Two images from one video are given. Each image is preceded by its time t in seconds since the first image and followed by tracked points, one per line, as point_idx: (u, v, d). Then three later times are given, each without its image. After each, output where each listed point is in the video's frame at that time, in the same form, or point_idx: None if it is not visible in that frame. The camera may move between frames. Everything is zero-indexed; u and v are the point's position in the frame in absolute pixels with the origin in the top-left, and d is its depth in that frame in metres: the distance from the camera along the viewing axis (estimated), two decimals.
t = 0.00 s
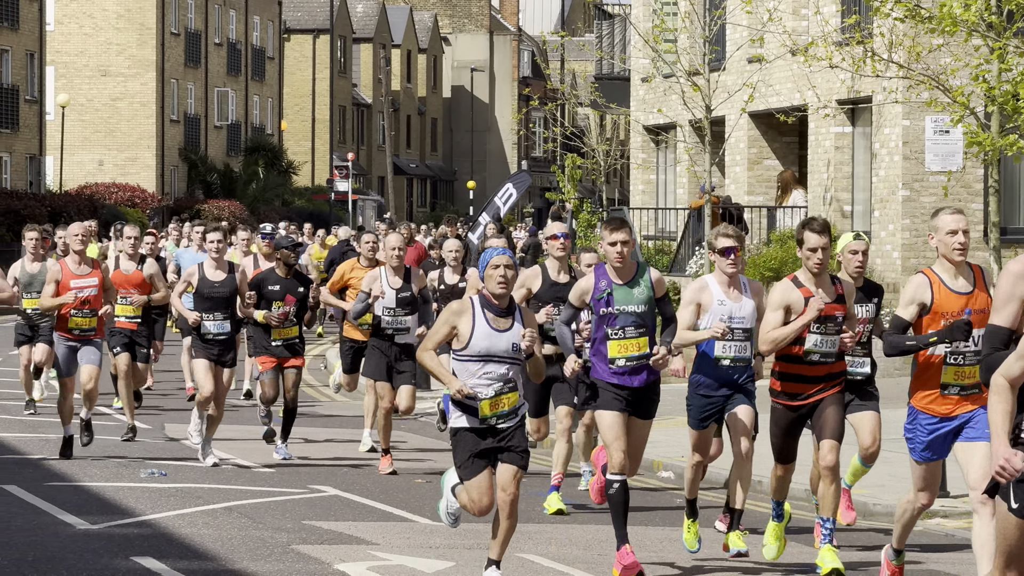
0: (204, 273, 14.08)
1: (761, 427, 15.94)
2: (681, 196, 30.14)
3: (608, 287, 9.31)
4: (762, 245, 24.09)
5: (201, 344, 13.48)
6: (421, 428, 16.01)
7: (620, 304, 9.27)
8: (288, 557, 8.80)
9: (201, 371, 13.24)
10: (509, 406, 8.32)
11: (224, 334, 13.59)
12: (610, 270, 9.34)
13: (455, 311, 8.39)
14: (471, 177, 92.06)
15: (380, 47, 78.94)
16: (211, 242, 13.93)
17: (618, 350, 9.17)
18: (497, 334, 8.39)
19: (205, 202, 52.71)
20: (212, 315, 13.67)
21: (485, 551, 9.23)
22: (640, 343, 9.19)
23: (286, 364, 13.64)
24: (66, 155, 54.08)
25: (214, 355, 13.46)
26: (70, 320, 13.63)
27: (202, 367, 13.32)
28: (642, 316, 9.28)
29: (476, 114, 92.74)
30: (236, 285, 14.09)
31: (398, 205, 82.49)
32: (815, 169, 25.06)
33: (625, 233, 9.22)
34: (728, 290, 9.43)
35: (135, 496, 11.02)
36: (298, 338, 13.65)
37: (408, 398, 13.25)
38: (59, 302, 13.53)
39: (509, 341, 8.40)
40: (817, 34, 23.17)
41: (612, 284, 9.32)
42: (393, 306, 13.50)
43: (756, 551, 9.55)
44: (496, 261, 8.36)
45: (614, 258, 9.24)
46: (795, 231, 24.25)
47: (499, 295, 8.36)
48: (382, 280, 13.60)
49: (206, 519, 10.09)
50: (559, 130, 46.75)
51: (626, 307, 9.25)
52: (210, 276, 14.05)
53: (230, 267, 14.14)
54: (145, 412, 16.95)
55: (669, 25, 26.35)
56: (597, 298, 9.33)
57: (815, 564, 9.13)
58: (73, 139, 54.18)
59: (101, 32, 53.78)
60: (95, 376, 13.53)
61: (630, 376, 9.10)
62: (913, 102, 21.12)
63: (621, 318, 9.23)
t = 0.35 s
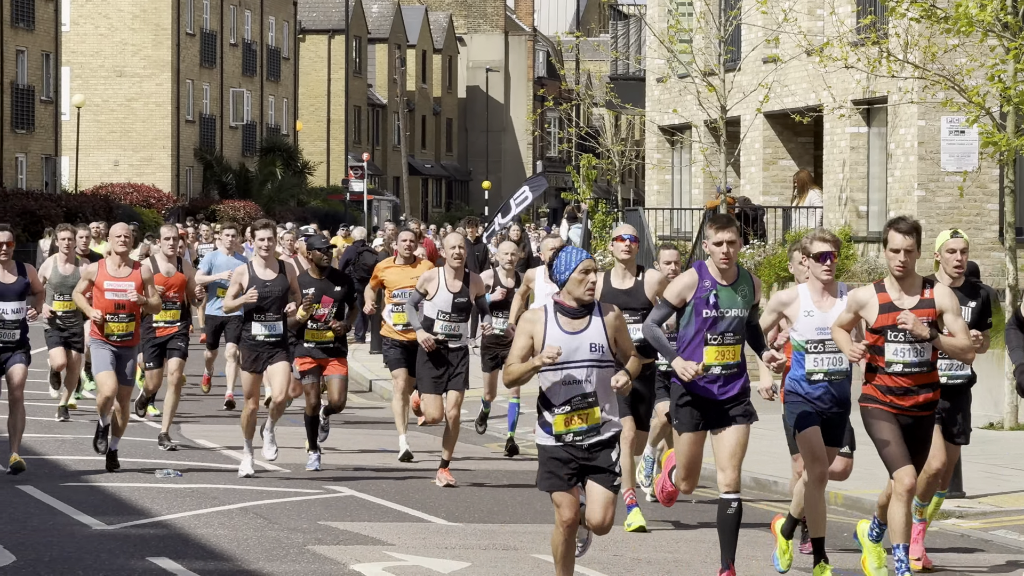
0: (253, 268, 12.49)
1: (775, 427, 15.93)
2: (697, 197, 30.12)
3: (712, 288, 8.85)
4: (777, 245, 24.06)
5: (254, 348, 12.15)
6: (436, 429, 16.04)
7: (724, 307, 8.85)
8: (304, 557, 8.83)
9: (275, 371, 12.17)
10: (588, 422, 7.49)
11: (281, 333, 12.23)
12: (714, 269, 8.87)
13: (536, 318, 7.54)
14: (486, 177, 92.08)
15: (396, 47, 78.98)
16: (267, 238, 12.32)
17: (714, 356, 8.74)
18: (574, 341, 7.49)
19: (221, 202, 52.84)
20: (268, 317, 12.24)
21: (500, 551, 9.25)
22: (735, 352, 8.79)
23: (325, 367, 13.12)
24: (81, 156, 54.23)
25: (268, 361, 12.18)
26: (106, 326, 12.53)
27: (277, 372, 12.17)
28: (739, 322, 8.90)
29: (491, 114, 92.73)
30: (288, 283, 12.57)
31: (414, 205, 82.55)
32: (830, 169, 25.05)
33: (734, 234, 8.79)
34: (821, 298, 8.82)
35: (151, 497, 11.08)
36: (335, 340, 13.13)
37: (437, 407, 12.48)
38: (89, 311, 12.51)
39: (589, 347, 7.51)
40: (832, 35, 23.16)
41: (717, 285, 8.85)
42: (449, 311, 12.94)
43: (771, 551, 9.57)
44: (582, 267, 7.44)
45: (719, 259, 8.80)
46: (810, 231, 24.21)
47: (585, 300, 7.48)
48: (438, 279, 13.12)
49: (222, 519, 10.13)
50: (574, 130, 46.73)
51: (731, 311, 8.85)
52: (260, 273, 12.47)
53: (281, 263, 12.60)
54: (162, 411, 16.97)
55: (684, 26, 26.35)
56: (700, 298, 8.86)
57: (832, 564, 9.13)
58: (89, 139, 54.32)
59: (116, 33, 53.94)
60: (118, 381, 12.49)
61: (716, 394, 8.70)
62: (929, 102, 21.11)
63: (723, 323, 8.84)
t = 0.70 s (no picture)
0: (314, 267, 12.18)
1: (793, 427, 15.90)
2: (714, 196, 30.08)
3: (799, 295, 8.39)
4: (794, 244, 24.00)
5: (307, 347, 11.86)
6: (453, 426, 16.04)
7: (813, 314, 8.38)
8: (321, 558, 8.86)
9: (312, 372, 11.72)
10: (700, 439, 7.09)
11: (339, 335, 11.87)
12: (802, 275, 8.42)
13: (641, 328, 7.19)
14: (503, 177, 92.14)
15: (413, 47, 79.05)
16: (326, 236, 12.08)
17: (813, 367, 8.24)
18: (683, 352, 7.14)
19: (238, 202, 52.97)
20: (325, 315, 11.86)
21: (517, 552, 9.26)
22: (838, 359, 8.25)
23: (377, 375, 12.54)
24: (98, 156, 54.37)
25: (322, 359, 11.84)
26: (149, 332, 11.86)
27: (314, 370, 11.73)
28: (838, 329, 8.38)
29: (508, 114, 92.71)
30: (348, 282, 12.20)
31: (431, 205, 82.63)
32: (847, 169, 25.01)
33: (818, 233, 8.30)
34: (945, 305, 8.28)
35: (168, 497, 11.11)
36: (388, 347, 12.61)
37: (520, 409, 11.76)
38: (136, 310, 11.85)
39: (697, 359, 7.15)
40: (849, 34, 23.12)
41: (804, 291, 8.41)
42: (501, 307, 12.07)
43: (791, 552, 9.56)
44: (694, 274, 7.07)
45: (805, 263, 8.34)
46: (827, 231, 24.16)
47: (693, 307, 7.10)
48: (488, 285, 12.23)
49: (239, 519, 10.17)
50: (591, 130, 46.69)
51: (823, 318, 8.36)
52: (319, 274, 12.14)
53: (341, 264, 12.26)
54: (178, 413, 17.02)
55: (701, 26, 26.33)
56: (789, 306, 8.40)
57: (849, 565, 9.13)
58: (106, 139, 54.47)
59: (133, 33, 54.07)
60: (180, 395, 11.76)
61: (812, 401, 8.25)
62: (947, 102, 21.06)
63: (816, 331, 8.35)
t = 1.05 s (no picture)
0: (377, 265, 11.25)
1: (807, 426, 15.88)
2: (731, 196, 30.03)
3: (927, 300, 7.61)
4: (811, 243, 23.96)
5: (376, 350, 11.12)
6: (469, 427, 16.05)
7: (943, 323, 7.62)
8: (338, 557, 8.89)
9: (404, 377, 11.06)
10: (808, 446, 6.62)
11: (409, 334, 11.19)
12: (928, 279, 7.65)
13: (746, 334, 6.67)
14: (520, 176, 92.11)
15: (429, 46, 79.12)
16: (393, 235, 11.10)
17: (932, 379, 7.56)
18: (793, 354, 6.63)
19: (254, 202, 53.08)
20: (392, 315, 11.15)
21: (534, 552, 9.27)
22: (956, 374, 7.62)
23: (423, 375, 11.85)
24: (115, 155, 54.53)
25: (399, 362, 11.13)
26: (204, 339, 11.41)
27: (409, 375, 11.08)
28: (960, 338, 7.71)
29: (525, 114, 92.71)
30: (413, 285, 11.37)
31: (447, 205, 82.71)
32: (864, 169, 24.99)
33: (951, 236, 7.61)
34: None
35: (185, 497, 11.15)
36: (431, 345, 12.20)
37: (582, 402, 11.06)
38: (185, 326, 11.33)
39: (810, 360, 6.65)
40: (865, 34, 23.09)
41: (932, 296, 7.62)
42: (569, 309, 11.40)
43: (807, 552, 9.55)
44: (787, 268, 6.64)
45: (936, 264, 7.61)
46: (843, 231, 24.12)
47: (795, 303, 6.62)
48: (557, 277, 11.47)
49: (256, 519, 10.20)
50: (607, 130, 46.63)
51: (952, 328, 7.63)
52: (386, 269, 11.24)
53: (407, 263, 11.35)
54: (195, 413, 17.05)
55: (717, 26, 26.30)
56: (916, 314, 7.60)
57: (865, 565, 9.13)
58: (122, 139, 54.63)
59: (150, 33, 54.22)
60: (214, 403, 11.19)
61: (924, 413, 7.56)
62: (964, 101, 21.03)
63: (943, 340, 7.63)
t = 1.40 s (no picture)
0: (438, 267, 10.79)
1: (820, 426, 15.86)
2: (743, 196, 29.98)
3: None
4: (824, 242, 23.93)
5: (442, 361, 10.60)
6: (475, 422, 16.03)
7: None
8: (351, 557, 8.90)
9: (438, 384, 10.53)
10: (930, 458, 6.39)
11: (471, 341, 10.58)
12: None
13: (867, 324, 6.50)
14: (533, 175, 92.04)
15: (442, 46, 79.13)
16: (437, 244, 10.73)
17: None
18: (912, 353, 6.41)
19: (267, 202, 53.11)
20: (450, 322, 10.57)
21: (546, 551, 9.27)
22: None
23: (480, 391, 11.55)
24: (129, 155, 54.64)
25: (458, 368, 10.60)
26: (259, 346, 10.56)
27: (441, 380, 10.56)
28: None
29: (537, 113, 92.68)
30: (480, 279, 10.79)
31: (460, 204, 82.71)
32: (877, 168, 24.96)
33: None
34: None
35: (199, 497, 11.16)
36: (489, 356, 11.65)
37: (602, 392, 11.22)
38: (243, 327, 10.50)
39: (931, 363, 6.40)
40: (878, 33, 23.07)
41: None
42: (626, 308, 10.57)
43: (821, 551, 9.54)
44: (916, 262, 6.38)
45: None
46: (857, 231, 24.09)
47: (922, 300, 6.35)
48: (611, 279, 10.77)
49: (269, 518, 10.23)
50: (620, 129, 46.58)
51: None
52: (445, 272, 10.76)
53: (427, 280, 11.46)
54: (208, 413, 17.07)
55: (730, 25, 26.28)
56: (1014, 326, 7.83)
57: (880, 564, 9.11)
58: (136, 138, 54.74)
59: (163, 32, 54.32)
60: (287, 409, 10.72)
61: None
62: (978, 100, 20.99)
63: None
